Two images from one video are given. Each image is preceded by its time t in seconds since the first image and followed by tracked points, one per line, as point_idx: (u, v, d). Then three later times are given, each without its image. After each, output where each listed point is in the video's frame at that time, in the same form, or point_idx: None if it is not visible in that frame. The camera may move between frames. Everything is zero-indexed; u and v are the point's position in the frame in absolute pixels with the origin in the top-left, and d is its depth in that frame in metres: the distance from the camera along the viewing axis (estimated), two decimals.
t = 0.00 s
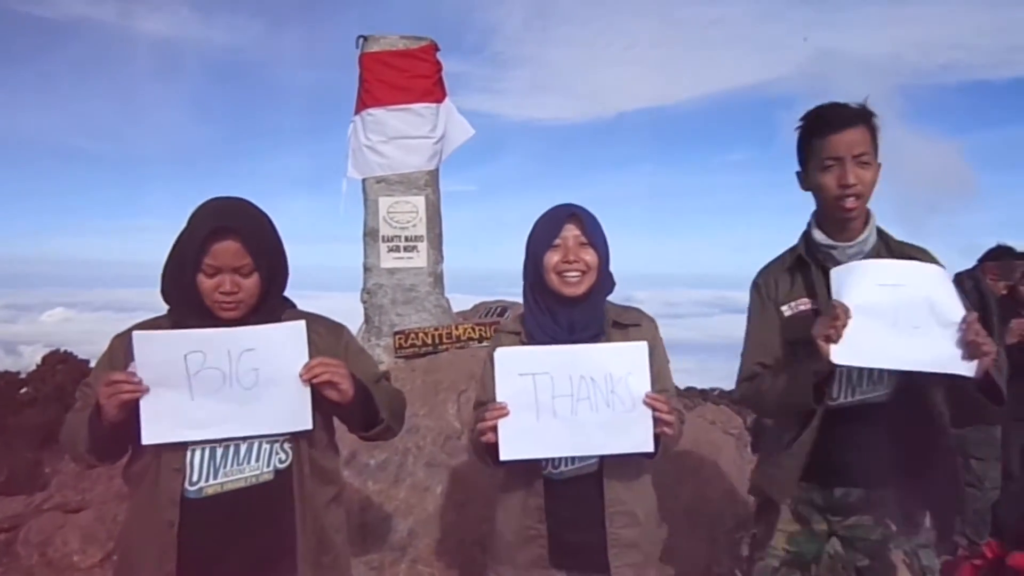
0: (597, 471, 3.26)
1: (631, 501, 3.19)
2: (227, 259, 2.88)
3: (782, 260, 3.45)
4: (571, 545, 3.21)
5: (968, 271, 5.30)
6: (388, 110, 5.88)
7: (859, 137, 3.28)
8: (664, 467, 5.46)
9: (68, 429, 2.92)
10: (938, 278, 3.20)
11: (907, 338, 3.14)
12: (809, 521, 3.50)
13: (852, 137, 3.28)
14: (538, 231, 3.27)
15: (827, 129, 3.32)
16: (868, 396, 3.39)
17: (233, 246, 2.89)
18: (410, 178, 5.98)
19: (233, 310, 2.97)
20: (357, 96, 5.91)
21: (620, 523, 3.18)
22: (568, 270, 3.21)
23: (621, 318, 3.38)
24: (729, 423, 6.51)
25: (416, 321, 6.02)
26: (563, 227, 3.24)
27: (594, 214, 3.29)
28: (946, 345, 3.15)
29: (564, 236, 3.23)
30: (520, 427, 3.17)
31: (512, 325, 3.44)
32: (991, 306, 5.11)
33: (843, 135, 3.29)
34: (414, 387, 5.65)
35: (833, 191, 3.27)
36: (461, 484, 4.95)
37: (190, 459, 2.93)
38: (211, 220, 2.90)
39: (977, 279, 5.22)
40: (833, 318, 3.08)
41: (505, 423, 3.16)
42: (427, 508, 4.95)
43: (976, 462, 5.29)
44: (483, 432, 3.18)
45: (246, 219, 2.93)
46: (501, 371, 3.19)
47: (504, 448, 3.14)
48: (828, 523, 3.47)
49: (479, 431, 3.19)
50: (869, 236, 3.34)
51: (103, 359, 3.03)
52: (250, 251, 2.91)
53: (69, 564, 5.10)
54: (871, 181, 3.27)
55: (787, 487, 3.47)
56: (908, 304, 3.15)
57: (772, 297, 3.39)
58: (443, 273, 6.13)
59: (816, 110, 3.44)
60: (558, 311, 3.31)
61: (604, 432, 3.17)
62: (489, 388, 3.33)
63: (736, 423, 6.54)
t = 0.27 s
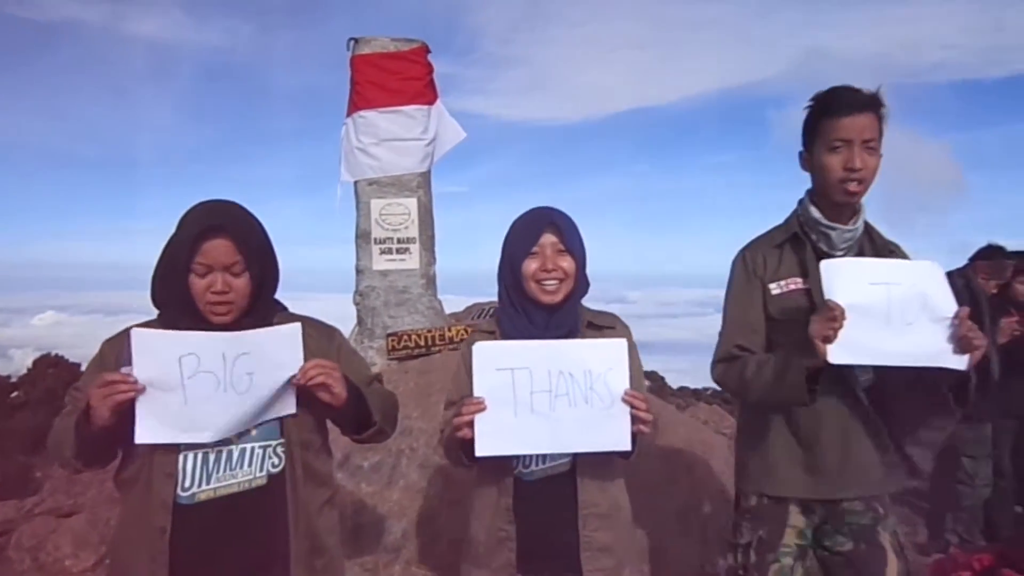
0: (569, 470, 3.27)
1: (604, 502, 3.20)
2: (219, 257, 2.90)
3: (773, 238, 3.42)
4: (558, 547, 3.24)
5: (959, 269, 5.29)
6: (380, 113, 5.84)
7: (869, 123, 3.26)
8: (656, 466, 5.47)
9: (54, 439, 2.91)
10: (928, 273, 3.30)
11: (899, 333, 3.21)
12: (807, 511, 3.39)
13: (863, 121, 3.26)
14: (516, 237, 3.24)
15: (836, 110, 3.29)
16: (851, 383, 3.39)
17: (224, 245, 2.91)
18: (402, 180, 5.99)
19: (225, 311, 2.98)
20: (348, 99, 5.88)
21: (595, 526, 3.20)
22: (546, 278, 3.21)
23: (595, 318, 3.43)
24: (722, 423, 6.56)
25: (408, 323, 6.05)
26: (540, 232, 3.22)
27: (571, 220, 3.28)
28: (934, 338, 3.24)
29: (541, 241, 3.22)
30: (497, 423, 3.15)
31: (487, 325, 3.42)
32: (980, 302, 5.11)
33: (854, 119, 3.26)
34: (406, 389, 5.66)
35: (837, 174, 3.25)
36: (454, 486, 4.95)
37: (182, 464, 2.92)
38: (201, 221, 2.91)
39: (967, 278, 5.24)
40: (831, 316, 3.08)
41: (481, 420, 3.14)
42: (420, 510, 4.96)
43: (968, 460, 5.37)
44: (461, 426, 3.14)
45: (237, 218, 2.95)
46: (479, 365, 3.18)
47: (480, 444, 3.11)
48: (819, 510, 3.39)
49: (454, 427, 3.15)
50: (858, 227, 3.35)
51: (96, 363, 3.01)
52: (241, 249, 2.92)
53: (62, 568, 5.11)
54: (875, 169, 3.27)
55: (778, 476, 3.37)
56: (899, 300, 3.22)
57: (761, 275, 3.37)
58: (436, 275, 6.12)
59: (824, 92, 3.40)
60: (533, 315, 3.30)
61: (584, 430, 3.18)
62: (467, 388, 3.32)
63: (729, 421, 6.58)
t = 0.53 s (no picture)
0: (556, 475, 3.28)
1: (593, 507, 3.22)
2: (214, 249, 2.92)
3: (722, 247, 3.44)
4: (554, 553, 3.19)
5: (951, 269, 5.33)
6: (372, 117, 5.88)
7: (812, 131, 3.28)
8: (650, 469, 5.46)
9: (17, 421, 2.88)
10: (871, 282, 3.26)
11: (844, 343, 3.18)
12: (768, 522, 3.30)
13: (805, 130, 3.28)
14: (503, 242, 3.25)
15: (780, 120, 3.31)
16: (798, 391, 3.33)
17: (218, 235, 2.93)
18: (395, 185, 5.99)
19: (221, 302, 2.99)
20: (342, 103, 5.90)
21: (583, 530, 3.20)
22: (533, 284, 3.22)
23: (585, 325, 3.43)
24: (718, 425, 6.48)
25: (402, 327, 6.02)
26: (528, 237, 3.23)
27: (557, 225, 3.29)
28: (878, 346, 3.22)
29: (529, 246, 3.23)
30: (489, 426, 3.16)
31: (473, 329, 3.41)
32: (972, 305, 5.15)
33: (797, 128, 3.28)
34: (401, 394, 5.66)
35: (780, 181, 3.26)
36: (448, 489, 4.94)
37: (178, 464, 2.92)
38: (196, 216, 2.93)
39: (960, 278, 5.27)
40: (778, 329, 3.06)
41: (473, 423, 3.15)
42: (415, 514, 4.96)
43: (961, 459, 5.35)
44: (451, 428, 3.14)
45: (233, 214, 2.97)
46: (472, 367, 3.18)
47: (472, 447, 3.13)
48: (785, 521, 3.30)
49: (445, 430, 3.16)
50: (804, 236, 3.36)
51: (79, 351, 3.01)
52: (238, 244, 2.95)
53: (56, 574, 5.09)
54: (818, 176, 3.28)
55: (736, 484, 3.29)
56: (841, 310, 3.20)
57: (709, 285, 3.39)
58: (429, 279, 6.14)
59: (769, 105, 3.42)
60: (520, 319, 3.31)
61: (574, 433, 3.19)
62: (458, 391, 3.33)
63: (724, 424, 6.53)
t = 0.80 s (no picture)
0: (577, 480, 3.28)
1: (613, 512, 3.23)
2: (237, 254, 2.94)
3: (709, 256, 3.42)
4: (575, 557, 3.21)
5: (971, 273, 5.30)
6: (390, 122, 5.90)
7: (786, 136, 3.26)
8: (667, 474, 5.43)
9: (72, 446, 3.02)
10: (849, 288, 3.24)
11: (811, 351, 3.21)
12: (758, 523, 3.31)
13: (779, 136, 3.27)
14: (520, 247, 3.27)
15: (754, 128, 3.31)
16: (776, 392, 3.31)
17: (240, 241, 2.96)
18: (412, 190, 6.02)
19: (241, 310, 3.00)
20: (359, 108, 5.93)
21: (604, 536, 3.21)
22: (549, 289, 3.24)
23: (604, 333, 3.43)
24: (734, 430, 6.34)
25: (420, 331, 6.03)
26: (544, 242, 3.25)
27: (576, 232, 3.30)
28: (849, 351, 3.22)
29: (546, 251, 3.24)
30: (510, 432, 3.17)
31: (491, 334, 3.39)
32: (994, 311, 5.20)
33: (771, 134, 3.28)
34: (418, 398, 5.68)
35: (756, 190, 3.27)
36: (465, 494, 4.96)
37: (203, 478, 2.97)
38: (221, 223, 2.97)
39: (982, 282, 5.25)
40: (739, 338, 3.16)
41: (495, 430, 3.16)
42: (432, 519, 4.98)
43: (983, 467, 5.28)
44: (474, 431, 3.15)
45: (258, 223, 3.00)
46: (494, 376, 3.18)
47: (493, 453, 3.14)
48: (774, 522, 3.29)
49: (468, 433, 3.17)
50: (791, 241, 3.31)
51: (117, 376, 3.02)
52: (261, 251, 2.97)
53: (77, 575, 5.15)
54: (795, 180, 3.26)
55: (716, 483, 3.33)
56: (811, 318, 3.21)
57: (697, 294, 3.39)
58: (446, 283, 6.17)
59: (745, 111, 3.42)
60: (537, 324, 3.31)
61: (595, 438, 3.19)
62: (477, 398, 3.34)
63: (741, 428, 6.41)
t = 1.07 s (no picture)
0: (606, 484, 3.26)
1: (642, 515, 3.21)
2: (267, 263, 2.97)
3: (752, 269, 3.48)
4: (604, 561, 3.19)
5: (1001, 276, 5.23)
6: (414, 127, 5.93)
7: (810, 149, 3.26)
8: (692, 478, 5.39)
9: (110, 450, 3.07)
10: (875, 296, 3.19)
11: (831, 359, 3.18)
12: (791, 533, 3.34)
13: (805, 149, 3.27)
14: (545, 251, 3.27)
15: (783, 143, 3.34)
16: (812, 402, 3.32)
17: (270, 250, 2.99)
18: (436, 194, 6.03)
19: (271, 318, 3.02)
20: (384, 113, 5.97)
21: (634, 539, 3.19)
22: (575, 293, 3.23)
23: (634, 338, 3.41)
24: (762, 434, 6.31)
25: (444, 334, 6.05)
26: (569, 244, 3.24)
27: (602, 237, 3.29)
28: (871, 360, 3.16)
29: (569, 255, 3.24)
30: (540, 437, 3.16)
31: (518, 340, 3.39)
32: None
33: (797, 149, 3.29)
34: (444, 401, 5.70)
35: (784, 204, 3.29)
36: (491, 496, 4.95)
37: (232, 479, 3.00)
38: (251, 231, 3.00)
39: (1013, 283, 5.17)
40: (755, 345, 3.20)
41: (525, 436, 3.16)
42: (458, 521, 4.99)
43: (1015, 470, 5.12)
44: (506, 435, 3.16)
45: (289, 231, 3.03)
46: (523, 380, 3.17)
47: (524, 458, 3.14)
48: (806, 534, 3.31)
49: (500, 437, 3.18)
50: (831, 252, 3.28)
51: (147, 379, 3.06)
52: (291, 259, 3.00)
53: None
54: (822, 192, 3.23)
55: (753, 490, 3.38)
56: (831, 326, 3.19)
57: (738, 305, 3.45)
58: (471, 287, 6.18)
59: (778, 125, 3.43)
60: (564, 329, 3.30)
61: (625, 441, 3.19)
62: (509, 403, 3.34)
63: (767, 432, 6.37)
